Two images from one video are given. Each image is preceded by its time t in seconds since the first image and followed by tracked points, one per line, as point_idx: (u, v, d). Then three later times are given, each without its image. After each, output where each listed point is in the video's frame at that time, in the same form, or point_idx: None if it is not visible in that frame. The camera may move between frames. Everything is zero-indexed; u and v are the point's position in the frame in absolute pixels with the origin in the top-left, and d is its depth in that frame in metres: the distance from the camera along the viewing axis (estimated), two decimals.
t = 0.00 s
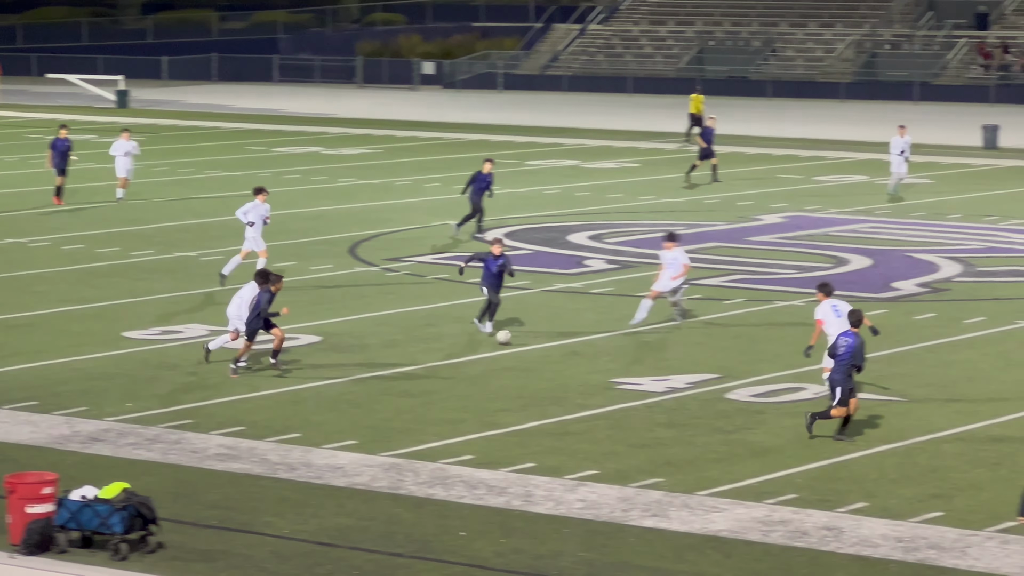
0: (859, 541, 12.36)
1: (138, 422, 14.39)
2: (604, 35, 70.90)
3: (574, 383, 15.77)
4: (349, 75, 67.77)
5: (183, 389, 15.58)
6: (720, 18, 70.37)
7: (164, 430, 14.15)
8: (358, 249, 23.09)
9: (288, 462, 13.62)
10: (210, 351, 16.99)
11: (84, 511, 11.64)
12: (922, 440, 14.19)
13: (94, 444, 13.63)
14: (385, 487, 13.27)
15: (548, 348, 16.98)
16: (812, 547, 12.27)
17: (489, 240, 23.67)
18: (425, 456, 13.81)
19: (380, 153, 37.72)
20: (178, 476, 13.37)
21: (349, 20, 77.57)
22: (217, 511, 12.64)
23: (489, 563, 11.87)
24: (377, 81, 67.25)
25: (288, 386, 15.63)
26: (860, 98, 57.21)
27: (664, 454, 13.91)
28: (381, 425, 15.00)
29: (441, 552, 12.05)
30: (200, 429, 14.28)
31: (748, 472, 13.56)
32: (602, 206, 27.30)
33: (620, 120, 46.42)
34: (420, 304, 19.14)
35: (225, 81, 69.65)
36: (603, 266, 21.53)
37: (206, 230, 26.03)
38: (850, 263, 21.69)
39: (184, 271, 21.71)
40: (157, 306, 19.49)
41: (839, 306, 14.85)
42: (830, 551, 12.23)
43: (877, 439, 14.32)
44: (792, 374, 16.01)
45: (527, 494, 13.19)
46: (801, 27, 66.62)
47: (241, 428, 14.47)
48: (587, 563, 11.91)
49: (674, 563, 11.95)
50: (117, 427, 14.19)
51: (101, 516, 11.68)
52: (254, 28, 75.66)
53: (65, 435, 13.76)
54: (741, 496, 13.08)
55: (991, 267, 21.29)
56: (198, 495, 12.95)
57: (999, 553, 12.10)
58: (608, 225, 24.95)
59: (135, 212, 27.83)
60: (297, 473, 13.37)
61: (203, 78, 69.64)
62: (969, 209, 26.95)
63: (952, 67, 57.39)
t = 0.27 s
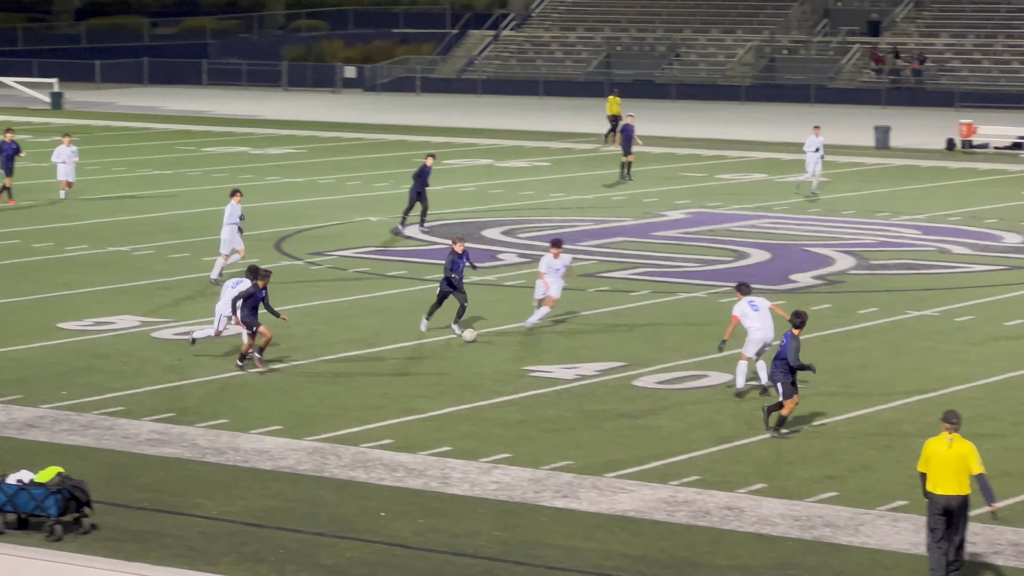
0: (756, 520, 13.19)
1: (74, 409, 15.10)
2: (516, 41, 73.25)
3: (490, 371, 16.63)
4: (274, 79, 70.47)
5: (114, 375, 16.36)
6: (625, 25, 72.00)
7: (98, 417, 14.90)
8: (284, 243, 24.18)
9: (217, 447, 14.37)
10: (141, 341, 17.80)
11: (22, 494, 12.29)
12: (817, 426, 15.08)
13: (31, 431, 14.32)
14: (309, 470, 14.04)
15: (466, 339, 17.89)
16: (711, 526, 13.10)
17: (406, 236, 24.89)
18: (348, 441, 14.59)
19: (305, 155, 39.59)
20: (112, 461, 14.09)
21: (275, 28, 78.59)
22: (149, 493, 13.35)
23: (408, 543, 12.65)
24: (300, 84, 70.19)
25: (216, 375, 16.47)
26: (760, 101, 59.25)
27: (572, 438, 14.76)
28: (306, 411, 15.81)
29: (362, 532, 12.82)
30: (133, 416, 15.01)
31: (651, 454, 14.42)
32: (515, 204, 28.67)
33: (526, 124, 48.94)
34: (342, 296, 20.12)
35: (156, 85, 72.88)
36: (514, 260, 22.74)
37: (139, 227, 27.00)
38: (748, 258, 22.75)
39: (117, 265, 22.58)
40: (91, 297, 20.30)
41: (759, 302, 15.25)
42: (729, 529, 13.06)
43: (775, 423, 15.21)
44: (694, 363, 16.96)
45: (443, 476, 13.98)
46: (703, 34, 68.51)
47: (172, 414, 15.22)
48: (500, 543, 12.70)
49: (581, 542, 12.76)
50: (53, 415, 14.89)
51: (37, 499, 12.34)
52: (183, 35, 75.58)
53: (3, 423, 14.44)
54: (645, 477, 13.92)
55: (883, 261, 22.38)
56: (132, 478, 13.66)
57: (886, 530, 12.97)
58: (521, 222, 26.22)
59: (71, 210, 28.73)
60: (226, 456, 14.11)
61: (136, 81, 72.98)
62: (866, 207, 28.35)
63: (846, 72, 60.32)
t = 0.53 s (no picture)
0: (660, 490, 14.74)
1: (42, 392, 16.57)
2: (444, 58, 78.79)
3: (422, 357, 18.26)
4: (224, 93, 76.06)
5: (78, 360, 17.87)
6: (541, 44, 77.21)
7: (63, 399, 16.39)
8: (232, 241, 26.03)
9: (172, 425, 15.85)
10: (101, 329, 19.35)
11: None
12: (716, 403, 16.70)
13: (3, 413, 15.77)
14: (257, 446, 15.53)
15: (398, 327, 19.57)
16: (620, 495, 14.63)
17: (343, 235, 26.87)
18: (291, 420, 16.09)
19: (249, 160, 42.15)
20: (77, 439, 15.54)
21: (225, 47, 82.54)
22: (112, 468, 14.78)
23: (346, 512, 14.13)
24: (249, 98, 75.46)
25: (168, 360, 18.02)
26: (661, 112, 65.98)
27: (495, 416, 16.34)
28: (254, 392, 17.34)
29: (305, 502, 14.30)
30: (96, 399, 16.50)
31: (566, 430, 16.00)
32: (443, 206, 30.90)
33: (448, 133, 52.29)
34: (286, 288, 21.83)
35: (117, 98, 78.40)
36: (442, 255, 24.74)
37: (96, 226, 28.66)
38: (652, 254, 24.78)
39: (78, 260, 24.18)
40: (54, 289, 21.85)
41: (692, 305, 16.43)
42: (634, 497, 14.59)
43: (679, 401, 16.84)
44: (606, 348, 18.60)
45: (378, 451, 15.48)
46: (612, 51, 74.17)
47: (131, 396, 16.72)
48: (429, 511, 14.19)
49: (502, 510, 14.27)
50: (23, 398, 16.37)
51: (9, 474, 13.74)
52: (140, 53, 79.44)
53: None
54: (561, 451, 15.46)
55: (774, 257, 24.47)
56: (96, 454, 15.12)
57: (775, 498, 14.54)
58: (449, 221, 28.30)
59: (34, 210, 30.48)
60: (181, 434, 15.59)
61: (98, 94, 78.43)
62: (761, 208, 30.91)
63: (740, 85, 65.80)
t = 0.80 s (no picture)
0: (586, 472, 15.67)
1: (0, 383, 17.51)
2: (382, 66, 80.37)
3: (361, 349, 19.33)
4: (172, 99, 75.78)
5: (34, 352, 18.84)
6: (473, 53, 79.21)
7: (20, 389, 17.33)
8: (180, 239, 27.23)
9: (125, 414, 16.80)
10: (56, 322, 20.32)
11: None
12: (637, 390, 17.81)
13: None
14: (205, 432, 16.47)
15: (338, 320, 20.70)
16: (549, 477, 15.55)
17: (286, 233, 28.13)
18: (238, 408, 17.08)
19: (195, 163, 43.28)
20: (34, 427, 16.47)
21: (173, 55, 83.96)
22: (67, 454, 15.67)
23: (290, 494, 15.02)
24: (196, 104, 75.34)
25: (118, 352, 19.02)
26: (588, 116, 66.40)
27: (430, 404, 17.36)
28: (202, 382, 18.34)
29: (250, 485, 15.19)
30: (52, 389, 17.44)
31: (497, 416, 17.02)
32: (380, 205, 32.41)
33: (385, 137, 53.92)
34: (232, 283, 22.95)
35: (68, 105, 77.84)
36: (380, 252, 26.06)
37: (49, 224, 29.66)
38: (576, 251, 26.36)
39: (33, 257, 25.15)
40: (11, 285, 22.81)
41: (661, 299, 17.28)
42: (562, 479, 15.56)
43: (602, 387, 17.93)
44: (534, 338, 19.92)
45: (320, 437, 16.44)
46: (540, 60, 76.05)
47: (85, 386, 17.70)
48: (369, 493, 15.09)
49: (438, 492, 15.17)
50: None
51: None
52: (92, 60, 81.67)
53: None
54: (493, 436, 16.45)
55: (693, 253, 26.26)
56: (52, 441, 16.04)
57: (694, 479, 15.49)
58: (386, 220, 29.70)
59: None
60: (132, 422, 16.54)
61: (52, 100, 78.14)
62: (681, 207, 32.64)
63: (661, 91, 68.06)
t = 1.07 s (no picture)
0: (517, 460, 16.21)
1: None
2: (319, 68, 81.09)
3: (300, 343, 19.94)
4: (115, 100, 77.49)
5: None
6: (409, 55, 80.09)
7: None
8: (124, 235, 27.76)
9: (67, 406, 17.32)
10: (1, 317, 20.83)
11: None
12: (566, 382, 18.46)
13: None
14: (147, 423, 16.99)
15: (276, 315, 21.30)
16: (480, 465, 16.09)
17: (228, 229, 28.69)
18: (178, 400, 17.63)
19: (138, 162, 43.78)
20: None
21: (115, 58, 84.96)
22: (12, 447, 16.15)
23: (229, 483, 15.52)
24: (138, 104, 77.23)
25: (61, 346, 19.51)
26: (518, 117, 68.33)
27: (367, 396, 17.97)
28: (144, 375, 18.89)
29: (191, 475, 15.68)
30: None
31: (431, 407, 17.61)
32: (318, 202, 33.06)
33: (323, 137, 54.80)
34: (173, 279, 23.52)
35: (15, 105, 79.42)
36: (319, 248, 26.68)
37: None
38: (507, 246, 27.12)
39: None
40: None
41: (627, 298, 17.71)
42: (493, 466, 16.11)
43: (533, 379, 18.58)
44: (467, 331, 20.64)
45: (259, 427, 16.97)
46: (472, 63, 76.95)
47: (29, 378, 18.23)
48: (307, 482, 15.59)
49: (374, 480, 15.68)
50: None
51: None
52: (35, 63, 81.74)
53: None
54: (427, 426, 17.03)
55: (619, 249, 27.11)
56: None
57: (621, 466, 16.06)
58: (324, 217, 30.34)
59: None
60: (75, 414, 17.07)
61: None
62: (608, 203, 33.48)
63: (588, 93, 69.93)
